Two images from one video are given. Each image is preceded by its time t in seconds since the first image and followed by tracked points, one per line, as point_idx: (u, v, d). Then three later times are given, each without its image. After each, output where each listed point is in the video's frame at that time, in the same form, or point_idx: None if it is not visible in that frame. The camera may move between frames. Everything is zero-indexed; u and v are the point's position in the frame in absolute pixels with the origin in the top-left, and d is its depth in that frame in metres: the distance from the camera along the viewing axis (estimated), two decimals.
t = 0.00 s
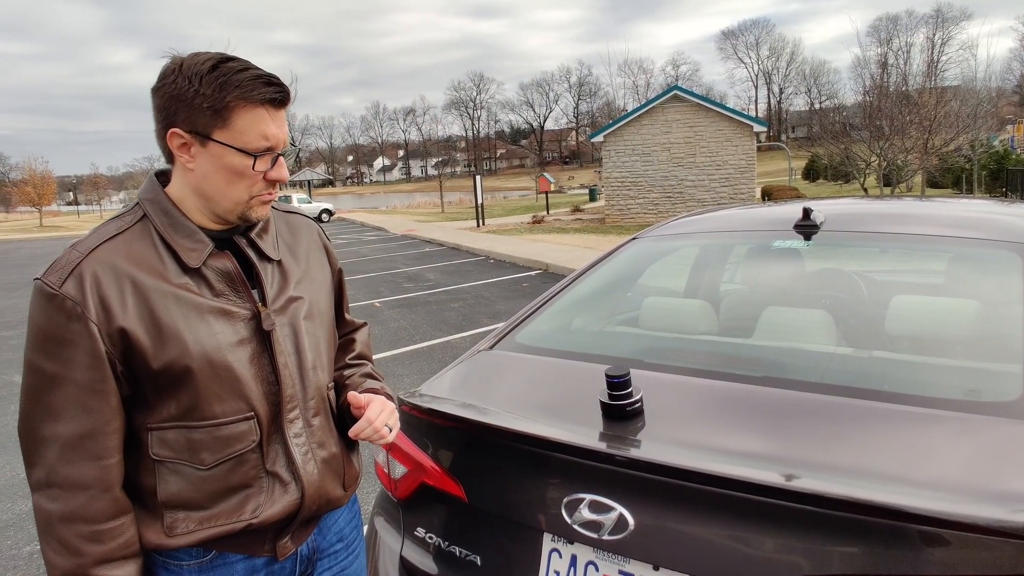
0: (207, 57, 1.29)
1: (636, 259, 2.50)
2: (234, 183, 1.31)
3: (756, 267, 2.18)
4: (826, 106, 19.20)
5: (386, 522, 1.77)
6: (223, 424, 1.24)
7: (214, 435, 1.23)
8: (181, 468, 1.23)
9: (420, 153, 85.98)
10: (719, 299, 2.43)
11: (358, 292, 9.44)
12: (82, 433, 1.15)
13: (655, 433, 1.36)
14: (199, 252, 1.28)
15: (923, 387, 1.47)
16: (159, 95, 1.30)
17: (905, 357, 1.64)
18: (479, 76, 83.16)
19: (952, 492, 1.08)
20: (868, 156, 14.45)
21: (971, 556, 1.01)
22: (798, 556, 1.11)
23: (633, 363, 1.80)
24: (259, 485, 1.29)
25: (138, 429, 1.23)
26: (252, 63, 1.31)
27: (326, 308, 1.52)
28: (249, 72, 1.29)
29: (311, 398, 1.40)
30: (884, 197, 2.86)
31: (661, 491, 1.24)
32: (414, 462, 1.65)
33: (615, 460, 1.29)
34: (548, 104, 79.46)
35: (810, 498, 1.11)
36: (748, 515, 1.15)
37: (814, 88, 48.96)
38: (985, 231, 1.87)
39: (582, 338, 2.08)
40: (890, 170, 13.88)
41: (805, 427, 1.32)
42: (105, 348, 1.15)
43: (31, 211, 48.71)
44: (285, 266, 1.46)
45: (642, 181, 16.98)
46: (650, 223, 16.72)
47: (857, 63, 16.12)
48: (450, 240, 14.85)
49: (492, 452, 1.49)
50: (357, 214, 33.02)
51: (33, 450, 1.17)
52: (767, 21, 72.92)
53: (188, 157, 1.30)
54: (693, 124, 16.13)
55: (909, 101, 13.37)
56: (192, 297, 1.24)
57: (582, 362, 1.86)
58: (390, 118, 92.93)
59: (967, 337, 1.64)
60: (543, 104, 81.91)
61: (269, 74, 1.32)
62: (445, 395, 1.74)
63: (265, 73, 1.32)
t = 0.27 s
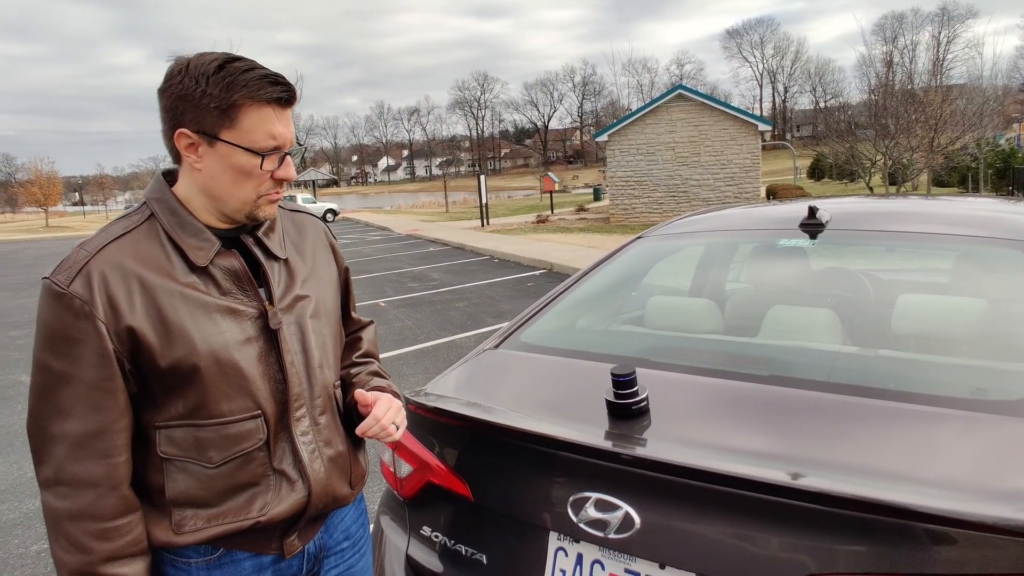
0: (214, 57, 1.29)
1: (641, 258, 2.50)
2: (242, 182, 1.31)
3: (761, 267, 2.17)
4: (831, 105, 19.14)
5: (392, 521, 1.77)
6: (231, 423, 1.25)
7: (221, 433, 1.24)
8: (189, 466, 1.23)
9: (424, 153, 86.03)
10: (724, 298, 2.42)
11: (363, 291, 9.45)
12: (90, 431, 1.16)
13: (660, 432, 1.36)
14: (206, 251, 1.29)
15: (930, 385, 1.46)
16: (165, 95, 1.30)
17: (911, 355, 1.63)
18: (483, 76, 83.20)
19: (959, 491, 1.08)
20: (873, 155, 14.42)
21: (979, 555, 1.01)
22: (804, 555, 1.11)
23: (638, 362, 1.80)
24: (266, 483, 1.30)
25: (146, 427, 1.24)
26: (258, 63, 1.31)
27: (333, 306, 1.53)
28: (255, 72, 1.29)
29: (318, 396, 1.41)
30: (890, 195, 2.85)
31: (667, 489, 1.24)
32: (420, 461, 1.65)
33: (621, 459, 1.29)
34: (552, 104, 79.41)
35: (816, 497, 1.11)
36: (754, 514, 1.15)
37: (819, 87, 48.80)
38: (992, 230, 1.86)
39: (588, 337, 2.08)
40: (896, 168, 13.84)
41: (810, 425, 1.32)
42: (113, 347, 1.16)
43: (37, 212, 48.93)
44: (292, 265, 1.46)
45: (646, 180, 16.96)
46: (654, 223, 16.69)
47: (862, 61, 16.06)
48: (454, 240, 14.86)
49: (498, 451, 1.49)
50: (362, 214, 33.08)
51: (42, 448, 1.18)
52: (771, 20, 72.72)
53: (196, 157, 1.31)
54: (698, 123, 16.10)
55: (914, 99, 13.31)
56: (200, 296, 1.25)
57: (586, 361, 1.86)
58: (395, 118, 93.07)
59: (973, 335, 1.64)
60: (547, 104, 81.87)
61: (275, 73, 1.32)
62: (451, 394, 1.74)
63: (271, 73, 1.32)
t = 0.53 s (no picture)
0: (221, 58, 1.30)
1: (645, 259, 2.50)
2: (250, 183, 1.32)
3: (765, 267, 2.17)
4: (835, 105, 19.10)
5: (397, 522, 1.78)
6: (239, 424, 1.25)
7: (229, 434, 1.25)
8: (197, 467, 1.24)
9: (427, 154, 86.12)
10: (729, 298, 2.42)
11: (367, 292, 9.47)
12: (98, 432, 1.17)
13: (665, 433, 1.36)
14: (214, 252, 1.29)
15: (934, 386, 1.46)
16: (173, 97, 1.31)
17: (916, 356, 1.63)
18: (486, 76, 83.25)
19: (966, 492, 1.07)
20: (877, 155, 14.38)
21: (987, 556, 1.01)
22: (811, 556, 1.11)
23: (643, 363, 1.80)
24: (274, 484, 1.30)
25: (154, 428, 1.25)
26: (264, 64, 1.32)
27: (340, 307, 1.53)
28: (263, 72, 1.30)
29: (325, 397, 1.41)
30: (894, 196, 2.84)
31: (672, 490, 1.24)
32: (425, 462, 1.66)
33: (627, 460, 1.29)
34: (555, 104, 79.44)
35: (824, 499, 1.11)
36: (760, 514, 1.15)
37: (823, 87, 48.68)
38: (997, 230, 1.86)
39: (592, 337, 2.08)
40: (900, 169, 13.81)
41: (817, 426, 1.32)
42: (122, 348, 1.16)
43: (43, 213, 49.13)
44: (298, 266, 1.47)
45: (650, 181, 16.95)
46: (658, 223, 16.68)
47: (866, 61, 16.02)
48: (458, 240, 14.87)
49: (503, 452, 1.49)
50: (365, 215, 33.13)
51: (51, 449, 1.18)
52: (775, 20, 72.61)
53: (204, 159, 1.32)
54: (701, 124, 16.08)
55: (919, 99, 13.27)
56: (208, 297, 1.25)
57: (591, 361, 1.86)
58: (398, 119, 93.22)
59: (979, 335, 1.63)
60: (550, 104, 81.89)
61: (282, 74, 1.33)
62: (456, 395, 1.75)
63: (278, 74, 1.33)
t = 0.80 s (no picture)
0: (226, 60, 1.30)
1: (649, 260, 2.50)
2: (256, 185, 1.32)
3: (769, 269, 2.16)
4: (838, 107, 19.08)
5: (401, 524, 1.78)
6: (245, 427, 1.25)
7: (234, 437, 1.25)
8: (202, 470, 1.24)
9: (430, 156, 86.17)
10: (732, 300, 2.42)
11: (370, 295, 9.48)
12: (104, 435, 1.17)
13: (670, 435, 1.36)
14: (220, 255, 1.30)
15: (939, 387, 1.46)
16: (179, 100, 1.31)
17: (921, 358, 1.63)
18: (488, 79, 83.40)
19: (972, 495, 1.07)
20: (880, 156, 14.35)
21: (993, 559, 1.00)
22: (816, 559, 1.10)
23: (647, 365, 1.80)
24: (278, 486, 1.30)
25: (160, 431, 1.25)
26: (269, 66, 1.32)
27: (344, 310, 1.54)
28: (268, 74, 1.30)
29: (330, 399, 1.41)
30: (898, 197, 2.83)
31: (676, 493, 1.23)
32: (429, 464, 1.66)
33: (632, 462, 1.28)
34: (557, 107, 79.51)
35: (827, 501, 1.11)
36: (765, 517, 1.15)
37: (826, 89, 48.62)
38: (1000, 231, 1.86)
39: (596, 339, 2.08)
40: (903, 170, 13.79)
41: (821, 428, 1.32)
42: (128, 351, 1.17)
43: (47, 216, 49.24)
44: (303, 268, 1.47)
45: (653, 182, 16.94)
46: (661, 225, 16.67)
47: (869, 62, 16.00)
48: (460, 243, 14.88)
49: (507, 453, 1.49)
50: (368, 217, 33.19)
51: (56, 451, 1.18)
52: (777, 21, 72.59)
53: (209, 162, 1.32)
54: (704, 125, 16.08)
55: (921, 100, 13.25)
56: (213, 300, 1.26)
57: (594, 363, 1.86)
58: (400, 122, 93.40)
59: (983, 336, 1.63)
60: (552, 106, 81.94)
61: (287, 76, 1.33)
62: (459, 397, 1.75)
63: (283, 76, 1.33)
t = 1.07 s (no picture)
0: (224, 62, 1.30)
1: (649, 261, 2.50)
2: (255, 186, 1.32)
3: (770, 271, 2.16)
4: (838, 108, 19.09)
5: (401, 527, 1.77)
6: (244, 429, 1.25)
7: (234, 440, 1.24)
8: (201, 473, 1.23)
9: (430, 158, 86.23)
10: (733, 302, 2.41)
11: (371, 297, 9.48)
12: (102, 438, 1.16)
13: (670, 437, 1.36)
14: (219, 257, 1.29)
15: (940, 389, 1.46)
16: (179, 103, 1.31)
17: (923, 359, 1.62)
18: (489, 81, 83.47)
19: (975, 498, 1.06)
20: (881, 157, 14.34)
21: (997, 562, 1.00)
22: (818, 561, 1.10)
23: (648, 367, 1.79)
24: (278, 489, 1.30)
25: (159, 434, 1.24)
26: (268, 68, 1.32)
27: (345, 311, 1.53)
28: (267, 76, 1.30)
29: (329, 402, 1.41)
30: (898, 199, 2.82)
31: (677, 495, 1.23)
32: (429, 467, 1.66)
33: (632, 465, 1.28)
34: (558, 108, 79.58)
35: (829, 503, 1.10)
36: (766, 519, 1.14)
37: (826, 90, 48.65)
38: (1000, 232, 1.85)
39: (597, 341, 2.07)
40: (903, 171, 13.79)
41: (822, 430, 1.31)
42: (127, 353, 1.16)
43: (48, 219, 49.29)
44: (303, 270, 1.47)
45: (653, 184, 16.94)
46: (661, 227, 16.67)
47: (869, 64, 15.99)
48: (461, 245, 14.88)
49: (507, 456, 1.48)
50: (369, 219, 33.21)
51: (55, 454, 1.18)
52: (777, 23, 72.67)
53: (209, 163, 1.32)
54: (704, 127, 16.08)
55: (921, 102, 13.24)
56: (213, 302, 1.25)
57: (594, 365, 1.86)
58: (401, 124, 93.49)
59: (984, 337, 1.62)
60: (553, 108, 82.00)
61: (286, 76, 1.33)
62: (459, 399, 1.74)
63: (281, 76, 1.33)
